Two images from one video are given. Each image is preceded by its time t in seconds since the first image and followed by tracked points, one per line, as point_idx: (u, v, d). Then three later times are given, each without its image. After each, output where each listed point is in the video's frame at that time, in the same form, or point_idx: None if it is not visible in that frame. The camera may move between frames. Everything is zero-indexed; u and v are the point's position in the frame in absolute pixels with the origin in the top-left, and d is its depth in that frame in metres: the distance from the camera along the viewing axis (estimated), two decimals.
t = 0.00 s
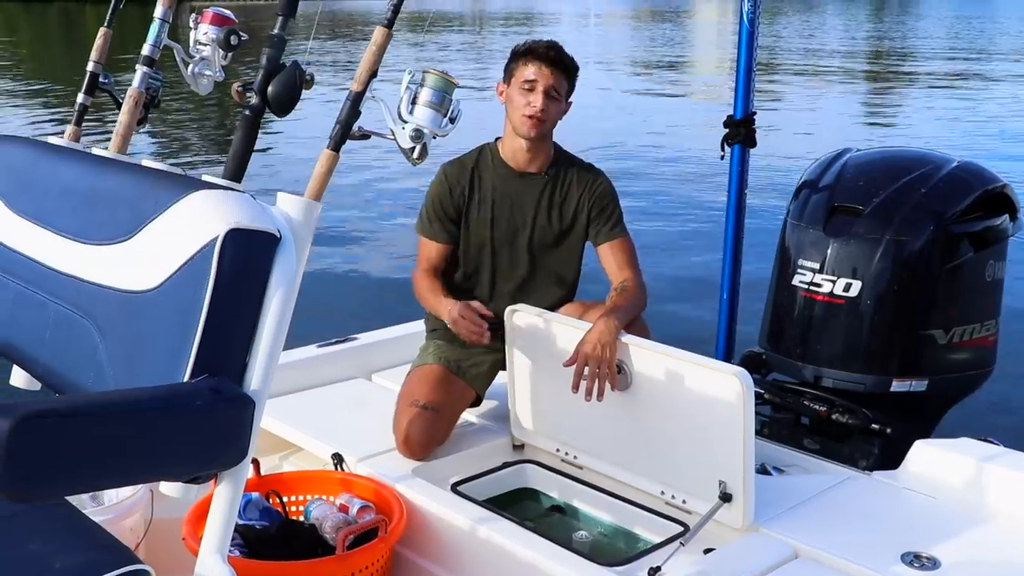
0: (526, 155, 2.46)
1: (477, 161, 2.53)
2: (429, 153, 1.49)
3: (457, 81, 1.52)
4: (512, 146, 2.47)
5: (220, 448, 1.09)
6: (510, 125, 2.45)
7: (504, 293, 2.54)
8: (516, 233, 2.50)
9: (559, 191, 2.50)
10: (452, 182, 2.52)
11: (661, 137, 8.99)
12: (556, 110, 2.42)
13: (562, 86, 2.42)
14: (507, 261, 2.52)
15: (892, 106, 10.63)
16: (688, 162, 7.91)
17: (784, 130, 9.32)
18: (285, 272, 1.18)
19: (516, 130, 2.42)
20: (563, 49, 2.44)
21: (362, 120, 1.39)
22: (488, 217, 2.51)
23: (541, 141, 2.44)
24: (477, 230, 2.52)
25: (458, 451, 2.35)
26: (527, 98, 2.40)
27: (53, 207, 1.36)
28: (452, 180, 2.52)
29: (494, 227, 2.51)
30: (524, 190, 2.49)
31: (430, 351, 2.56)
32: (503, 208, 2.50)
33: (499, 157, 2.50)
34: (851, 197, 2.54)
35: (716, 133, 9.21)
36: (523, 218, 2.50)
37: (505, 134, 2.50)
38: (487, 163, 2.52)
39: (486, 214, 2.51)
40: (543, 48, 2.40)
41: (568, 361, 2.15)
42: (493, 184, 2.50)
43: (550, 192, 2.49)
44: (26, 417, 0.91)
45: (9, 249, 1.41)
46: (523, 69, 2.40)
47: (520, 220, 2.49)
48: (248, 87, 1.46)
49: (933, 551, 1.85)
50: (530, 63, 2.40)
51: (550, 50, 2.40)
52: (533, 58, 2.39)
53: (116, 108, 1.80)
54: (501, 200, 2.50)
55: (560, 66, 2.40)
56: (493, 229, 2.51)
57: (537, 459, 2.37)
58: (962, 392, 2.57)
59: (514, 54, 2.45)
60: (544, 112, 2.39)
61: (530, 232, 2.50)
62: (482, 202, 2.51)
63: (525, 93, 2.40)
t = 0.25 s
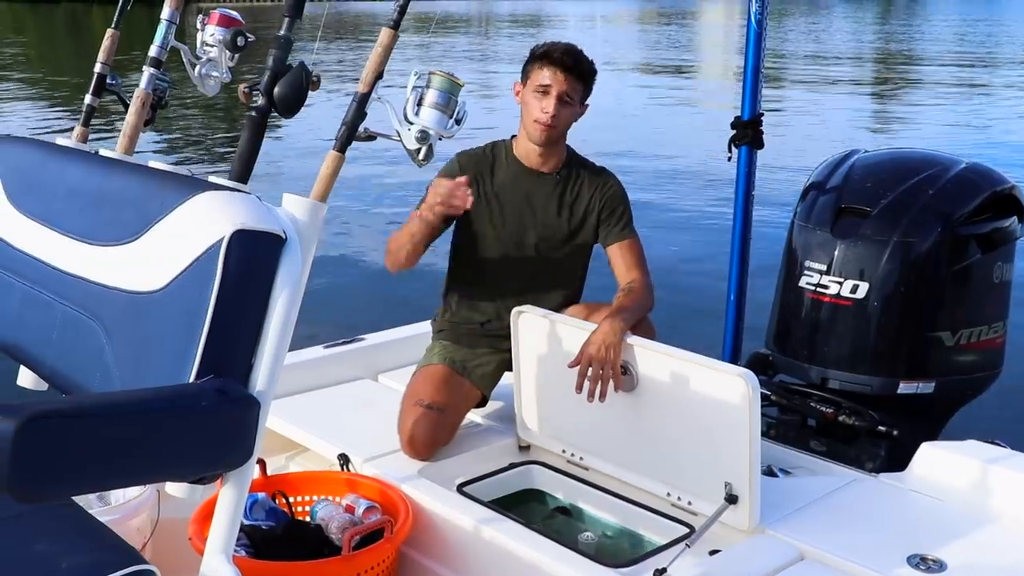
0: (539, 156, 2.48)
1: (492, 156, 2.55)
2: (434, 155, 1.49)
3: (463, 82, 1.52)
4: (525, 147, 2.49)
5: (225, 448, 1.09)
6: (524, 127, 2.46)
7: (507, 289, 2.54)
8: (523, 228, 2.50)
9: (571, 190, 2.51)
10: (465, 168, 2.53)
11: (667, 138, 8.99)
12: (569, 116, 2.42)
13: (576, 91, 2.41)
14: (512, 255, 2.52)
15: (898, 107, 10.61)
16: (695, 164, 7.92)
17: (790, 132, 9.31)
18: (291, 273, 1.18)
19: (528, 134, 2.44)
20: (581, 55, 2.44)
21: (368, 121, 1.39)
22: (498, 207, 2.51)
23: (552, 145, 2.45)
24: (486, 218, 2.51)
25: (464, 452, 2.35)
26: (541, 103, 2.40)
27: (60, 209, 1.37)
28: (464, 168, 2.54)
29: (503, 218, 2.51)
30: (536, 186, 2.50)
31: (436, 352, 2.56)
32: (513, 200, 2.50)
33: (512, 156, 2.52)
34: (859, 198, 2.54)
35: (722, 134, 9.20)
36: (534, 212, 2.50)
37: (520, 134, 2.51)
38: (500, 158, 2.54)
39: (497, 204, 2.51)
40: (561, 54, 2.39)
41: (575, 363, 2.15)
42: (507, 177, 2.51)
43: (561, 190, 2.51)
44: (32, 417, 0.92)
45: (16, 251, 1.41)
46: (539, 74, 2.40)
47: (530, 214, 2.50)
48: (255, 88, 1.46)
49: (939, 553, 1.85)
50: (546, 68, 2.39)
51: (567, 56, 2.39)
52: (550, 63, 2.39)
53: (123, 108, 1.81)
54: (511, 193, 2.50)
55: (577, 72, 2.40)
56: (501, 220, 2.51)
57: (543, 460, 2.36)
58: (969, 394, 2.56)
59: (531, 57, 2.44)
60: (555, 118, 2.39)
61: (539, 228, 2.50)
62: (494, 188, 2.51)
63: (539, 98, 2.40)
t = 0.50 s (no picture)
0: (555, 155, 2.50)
1: (499, 143, 2.54)
2: (435, 155, 1.49)
3: (464, 84, 1.53)
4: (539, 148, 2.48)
5: (224, 447, 1.10)
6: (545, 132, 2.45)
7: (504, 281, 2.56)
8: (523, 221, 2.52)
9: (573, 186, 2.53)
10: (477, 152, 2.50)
11: (668, 139, 8.99)
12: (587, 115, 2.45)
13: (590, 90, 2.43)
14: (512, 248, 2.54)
15: (899, 109, 10.61)
16: (696, 165, 7.93)
17: (791, 133, 9.31)
18: (291, 273, 1.18)
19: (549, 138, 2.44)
20: (587, 53, 2.44)
21: (369, 121, 1.39)
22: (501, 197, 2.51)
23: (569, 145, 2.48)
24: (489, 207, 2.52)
25: (463, 452, 2.35)
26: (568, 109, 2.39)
27: (61, 207, 1.37)
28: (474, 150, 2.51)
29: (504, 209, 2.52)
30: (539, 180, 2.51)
31: (437, 351, 2.57)
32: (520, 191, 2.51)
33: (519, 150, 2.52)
34: (859, 201, 2.54)
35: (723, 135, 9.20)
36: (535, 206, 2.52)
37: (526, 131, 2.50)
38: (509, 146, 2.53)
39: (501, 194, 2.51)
40: (576, 57, 2.39)
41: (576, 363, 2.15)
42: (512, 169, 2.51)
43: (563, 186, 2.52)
44: (33, 415, 0.92)
45: (18, 249, 1.41)
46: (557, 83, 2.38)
47: (532, 208, 2.52)
48: (256, 89, 1.46)
49: (936, 555, 1.85)
50: (568, 73, 2.38)
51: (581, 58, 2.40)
52: (570, 68, 2.38)
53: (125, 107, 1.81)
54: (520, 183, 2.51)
55: (591, 73, 2.42)
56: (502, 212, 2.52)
57: (543, 460, 2.37)
58: (968, 396, 2.57)
59: (543, 62, 2.40)
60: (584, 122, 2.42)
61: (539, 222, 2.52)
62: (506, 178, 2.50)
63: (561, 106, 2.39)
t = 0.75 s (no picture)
0: (556, 153, 2.49)
1: (508, 150, 2.53)
2: (438, 159, 1.50)
3: (467, 87, 1.53)
4: (541, 143, 2.49)
5: (228, 448, 1.10)
6: (539, 123, 2.46)
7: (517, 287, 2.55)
8: (536, 227, 2.49)
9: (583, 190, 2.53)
10: (484, 161, 2.50)
11: (670, 140, 8.99)
12: (584, 112, 2.42)
13: (591, 87, 2.40)
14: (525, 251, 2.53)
15: (901, 110, 10.62)
16: (698, 166, 7.93)
17: (794, 134, 9.32)
18: (295, 275, 1.19)
19: (545, 131, 2.44)
20: (594, 50, 2.43)
21: (373, 125, 1.40)
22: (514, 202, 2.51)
23: (568, 141, 2.46)
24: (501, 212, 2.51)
25: (465, 452, 2.36)
26: (556, 100, 2.40)
27: (68, 208, 1.38)
28: (484, 159, 2.50)
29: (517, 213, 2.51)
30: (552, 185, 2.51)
31: (440, 352, 2.57)
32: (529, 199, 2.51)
33: (526, 148, 2.52)
34: (862, 203, 2.54)
35: (725, 136, 9.20)
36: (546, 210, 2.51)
37: (533, 133, 2.51)
38: (517, 154, 2.53)
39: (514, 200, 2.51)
40: (572, 51, 2.38)
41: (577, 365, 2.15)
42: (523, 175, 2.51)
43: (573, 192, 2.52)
44: (40, 416, 0.93)
45: (25, 249, 1.42)
46: (551, 73, 2.40)
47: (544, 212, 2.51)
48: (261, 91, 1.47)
49: (936, 558, 1.86)
50: (559, 65, 2.39)
51: (579, 52, 2.39)
52: (561, 60, 2.38)
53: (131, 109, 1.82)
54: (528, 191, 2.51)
55: (590, 68, 2.39)
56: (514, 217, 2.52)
57: (545, 461, 2.38)
58: (970, 399, 2.57)
59: (544, 54, 2.44)
60: (572, 116, 2.40)
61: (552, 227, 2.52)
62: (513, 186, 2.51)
63: (553, 95, 2.40)
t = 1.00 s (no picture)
0: (556, 170, 2.50)
1: (506, 172, 2.55)
2: (446, 172, 1.51)
3: (474, 101, 1.54)
4: (540, 162, 2.50)
5: (238, 458, 1.12)
6: (538, 141, 2.48)
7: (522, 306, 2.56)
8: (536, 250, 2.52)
9: (586, 206, 2.52)
10: (481, 192, 2.52)
11: (677, 152, 9.00)
12: (581, 127, 2.44)
13: (587, 102, 2.43)
14: (526, 273, 2.54)
15: (908, 122, 10.61)
16: (705, 178, 7.94)
17: (800, 146, 9.32)
18: (304, 286, 1.21)
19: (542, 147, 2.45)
20: (590, 66, 2.46)
21: (382, 139, 1.41)
22: (512, 226, 2.52)
23: (568, 157, 2.47)
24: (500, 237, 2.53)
25: (473, 464, 2.37)
26: (553, 115, 2.42)
27: (81, 221, 1.40)
28: (481, 187, 2.53)
29: (517, 236, 2.52)
30: (553, 204, 2.51)
31: (448, 364, 2.58)
32: (529, 220, 2.52)
33: (524, 169, 2.54)
34: (869, 215, 2.55)
35: (732, 148, 9.21)
36: (548, 229, 2.52)
37: (533, 151, 2.53)
38: (515, 175, 2.54)
39: (513, 223, 2.52)
40: (567, 66, 2.42)
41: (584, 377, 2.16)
42: (522, 196, 2.52)
43: (576, 206, 2.52)
44: (53, 425, 0.95)
45: (37, 262, 1.44)
46: (549, 89, 2.43)
47: (546, 232, 2.52)
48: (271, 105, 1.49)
49: (943, 569, 1.86)
50: (555, 80, 2.42)
51: (575, 67, 2.42)
52: (557, 75, 2.42)
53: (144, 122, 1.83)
54: (527, 212, 2.52)
55: (587, 82, 2.42)
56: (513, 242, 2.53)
57: (553, 472, 2.38)
58: (979, 411, 2.57)
59: (539, 73, 2.48)
60: (570, 131, 2.41)
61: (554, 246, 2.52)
62: (511, 210, 2.52)
63: (551, 112, 2.43)
